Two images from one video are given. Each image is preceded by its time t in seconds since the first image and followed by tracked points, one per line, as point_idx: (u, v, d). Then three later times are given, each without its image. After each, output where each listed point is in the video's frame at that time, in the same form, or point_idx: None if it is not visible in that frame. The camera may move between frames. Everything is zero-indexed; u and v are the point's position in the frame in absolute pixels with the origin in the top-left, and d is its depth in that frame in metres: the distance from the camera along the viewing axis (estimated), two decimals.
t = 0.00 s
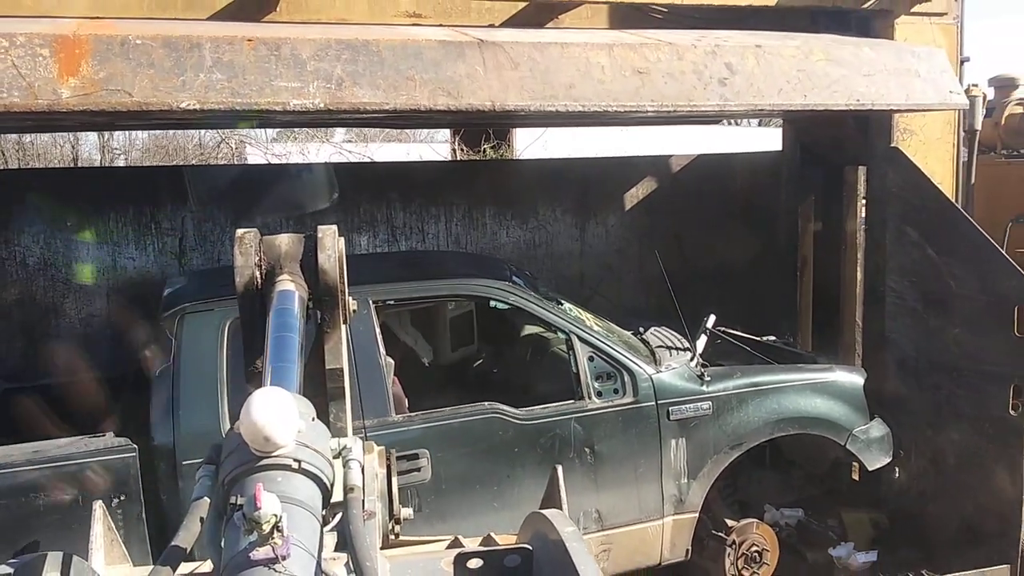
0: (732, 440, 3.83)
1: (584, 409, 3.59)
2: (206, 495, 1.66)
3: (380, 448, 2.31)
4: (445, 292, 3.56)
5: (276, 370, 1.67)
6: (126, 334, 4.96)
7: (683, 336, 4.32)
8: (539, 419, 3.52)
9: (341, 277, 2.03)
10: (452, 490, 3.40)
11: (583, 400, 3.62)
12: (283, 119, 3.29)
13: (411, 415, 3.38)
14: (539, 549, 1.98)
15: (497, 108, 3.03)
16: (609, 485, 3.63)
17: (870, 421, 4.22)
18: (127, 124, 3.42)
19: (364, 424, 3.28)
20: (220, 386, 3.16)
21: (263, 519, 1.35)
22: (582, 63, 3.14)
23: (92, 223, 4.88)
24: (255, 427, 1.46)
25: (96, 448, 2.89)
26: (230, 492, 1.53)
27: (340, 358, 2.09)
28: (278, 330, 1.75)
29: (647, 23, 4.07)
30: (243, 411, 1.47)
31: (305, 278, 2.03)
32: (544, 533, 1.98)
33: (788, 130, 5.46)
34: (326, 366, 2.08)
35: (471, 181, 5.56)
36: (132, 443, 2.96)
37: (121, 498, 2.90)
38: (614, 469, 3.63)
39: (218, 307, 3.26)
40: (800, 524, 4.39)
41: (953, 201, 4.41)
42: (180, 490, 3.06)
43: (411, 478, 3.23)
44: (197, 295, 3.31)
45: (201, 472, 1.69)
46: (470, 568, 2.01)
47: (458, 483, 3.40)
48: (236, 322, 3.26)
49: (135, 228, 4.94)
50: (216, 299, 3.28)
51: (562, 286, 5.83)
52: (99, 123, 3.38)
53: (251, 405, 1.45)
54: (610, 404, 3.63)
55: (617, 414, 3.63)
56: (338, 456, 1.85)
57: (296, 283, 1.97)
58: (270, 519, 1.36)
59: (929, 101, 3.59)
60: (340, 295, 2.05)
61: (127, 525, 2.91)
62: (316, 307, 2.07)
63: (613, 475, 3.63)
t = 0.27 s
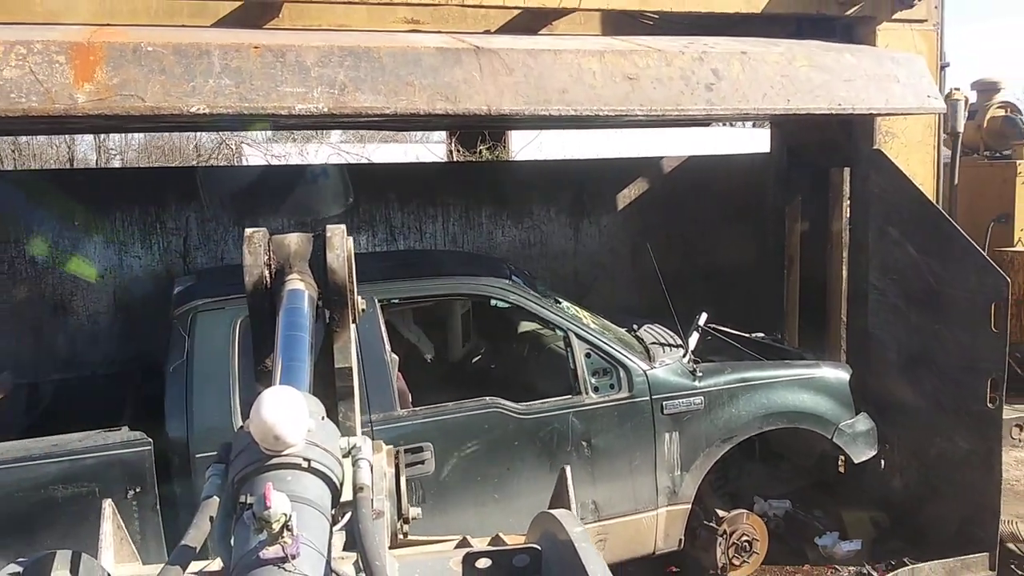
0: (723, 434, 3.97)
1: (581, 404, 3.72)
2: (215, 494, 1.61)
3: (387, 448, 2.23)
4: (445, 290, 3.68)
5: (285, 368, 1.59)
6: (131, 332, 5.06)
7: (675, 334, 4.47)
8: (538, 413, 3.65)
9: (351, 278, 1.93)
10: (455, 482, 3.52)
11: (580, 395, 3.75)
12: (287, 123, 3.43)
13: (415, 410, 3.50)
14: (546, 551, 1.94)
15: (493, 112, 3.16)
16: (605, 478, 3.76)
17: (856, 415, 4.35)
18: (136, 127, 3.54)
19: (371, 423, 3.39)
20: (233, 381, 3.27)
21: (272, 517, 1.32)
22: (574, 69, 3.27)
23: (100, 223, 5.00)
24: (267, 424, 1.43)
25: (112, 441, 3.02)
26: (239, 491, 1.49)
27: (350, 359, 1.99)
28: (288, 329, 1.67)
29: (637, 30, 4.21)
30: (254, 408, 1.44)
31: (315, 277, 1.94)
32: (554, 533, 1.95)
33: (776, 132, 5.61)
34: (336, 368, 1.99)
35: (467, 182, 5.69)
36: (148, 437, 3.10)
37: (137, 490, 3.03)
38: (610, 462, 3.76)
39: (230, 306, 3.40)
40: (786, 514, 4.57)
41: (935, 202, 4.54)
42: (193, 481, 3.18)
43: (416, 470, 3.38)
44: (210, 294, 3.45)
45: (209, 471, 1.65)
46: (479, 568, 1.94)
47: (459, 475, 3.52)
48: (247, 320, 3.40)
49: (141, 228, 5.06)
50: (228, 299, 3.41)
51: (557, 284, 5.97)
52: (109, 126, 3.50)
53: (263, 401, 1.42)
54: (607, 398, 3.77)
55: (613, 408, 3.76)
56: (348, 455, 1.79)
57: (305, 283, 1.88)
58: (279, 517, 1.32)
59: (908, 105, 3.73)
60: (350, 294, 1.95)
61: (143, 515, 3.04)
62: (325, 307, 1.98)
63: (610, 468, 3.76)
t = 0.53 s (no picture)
0: (723, 424, 4.14)
1: (588, 395, 3.89)
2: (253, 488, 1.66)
3: (420, 440, 2.12)
4: (458, 286, 3.86)
5: (323, 364, 1.72)
6: (149, 326, 5.21)
7: (677, 329, 4.64)
8: (547, 404, 3.82)
9: (384, 273, 2.07)
10: (467, 468, 3.68)
11: (587, 387, 3.91)
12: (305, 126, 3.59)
13: (431, 400, 3.67)
14: (582, 548, 2.06)
15: (503, 116, 3.32)
16: (611, 466, 3.93)
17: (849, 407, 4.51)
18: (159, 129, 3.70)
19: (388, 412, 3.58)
20: (258, 371, 3.45)
21: (310, 513, 1.38)
22: (580, 75, 3.44)
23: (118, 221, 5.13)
24: (303, 421, 1.48)
25: (142, 429, 3.23)
26: (276, 487, 1.55)
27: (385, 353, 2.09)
28: (326, 325, 1.81)
29: (639, 36, 4.38)
30: (291, 406, 1.49)
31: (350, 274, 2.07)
32: (591, 530, 2.08)
33: (772, 136, 5.78)
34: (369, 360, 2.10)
35: (472, 182, 5.85)
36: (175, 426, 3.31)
37: (166, 475, 3.24)
38: (615, 451, 3.92)
39: (254, 300, 3.54)
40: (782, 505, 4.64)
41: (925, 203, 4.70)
42: (221, 466, 3.33)
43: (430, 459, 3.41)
44: (233, 289, 3.59)
45: (247, 466, 1.70)
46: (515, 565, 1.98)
47: (472, 462, 3.69)
48: (270, 313, 3.55)
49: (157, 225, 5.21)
50: (250, 292, 3.55)
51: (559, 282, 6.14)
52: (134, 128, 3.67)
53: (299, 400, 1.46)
54: (613, 390, 3.93)
55: (618, 400, 3.92)
56: (384, 452, 1.83)
57: (341, 278, 2.02)
58: (317, 513, 1.39)
59: (898, 111, 3.90)
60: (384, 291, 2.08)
61: (171, 499, 3.25)
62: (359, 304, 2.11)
63: (614, 457, 3.93)
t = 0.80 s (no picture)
0: (725, 418, 4.28)
1: (595, 389, 4.04)
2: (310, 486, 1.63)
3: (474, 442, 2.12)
4: (472, 285, 4.02)
5: (379, 362, 1.68)
6: (174, 320, 5.28)
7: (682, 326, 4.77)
8: (556, 398, 3.97)
9: (444, 275, 2.03)
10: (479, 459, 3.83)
11: (594, 382, 4.07)
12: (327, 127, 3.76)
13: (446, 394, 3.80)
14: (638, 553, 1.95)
15: (517, 118, 3.46)
16: (616, 457, 4.08)
17: (846, 402, 4.66)
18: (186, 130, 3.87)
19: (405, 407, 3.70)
20: (284, 364, 3.60)
21: (366, 510, 1.37)
22: (590, 79, 3.59)
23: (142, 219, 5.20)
24: (361, 418, 1.46)
25: (172, 422, 3.42)
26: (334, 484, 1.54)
27: (443, 353, 2.06)
28: (384, 324, 1.77)
29: (646, 41, 4.54)
30: (349, 403, 1.48)
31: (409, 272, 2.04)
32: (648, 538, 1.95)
33: (774, 138, 5.92)
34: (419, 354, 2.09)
35: (482, 181, 5.97)
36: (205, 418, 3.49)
37: (195, 465, 3.44)
38: (621, 443, 4.08)
39: (279, 298, 3.68)
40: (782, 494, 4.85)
41: (922, 204, 4.84)
42: (245, 457, 3.46)
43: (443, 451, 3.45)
44: (259, 286, 3.72)
45: (304, 462, 1.67)
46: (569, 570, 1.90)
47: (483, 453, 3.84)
48: (295, 310, 3.68)
49: (179, 221, 5.26)
50: (273, 289, 3.69)
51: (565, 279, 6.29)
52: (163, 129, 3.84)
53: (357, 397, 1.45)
54: (618, 384, 4.08)
55: (623, 394, 4.08)
56: (439, 451, 1.77)
57: (400, 278, 1.96)
58: (372, 511, 1.37)
59: (896, 114, 4.05)
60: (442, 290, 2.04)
61: (199, 489, 3.43)
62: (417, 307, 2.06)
63: (620, 449, 4.08)
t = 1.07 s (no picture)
0: (733, 410, 4.48)
1: (610, 382, 4.23)
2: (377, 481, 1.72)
3: (541, 443, 2.16)
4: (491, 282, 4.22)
5: (446, 357, 1.68)
6: (204, 315, 5.37)
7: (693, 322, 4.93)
8: (573, 391, 4.14)
9: (512, 270, 2.05)
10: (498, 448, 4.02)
11: (608, 375, 4.25)
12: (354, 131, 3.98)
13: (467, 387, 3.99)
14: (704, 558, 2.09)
15: (535, 122, 3.67)
16: (630, 447, 4.25)
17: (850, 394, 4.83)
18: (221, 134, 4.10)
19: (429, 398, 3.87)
20: (314, 357, 3.79)
21: (435, 509, 1.44)
22: (603, 84, 3.79)
23: (174, 218, 5.29)
24: (430, 415, 1.52)
25: (212, 413, 3.59)
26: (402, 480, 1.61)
27: (509, 354, 2.14)
28: (452, 322, 1.76)
29: (655, 47, 4.75)
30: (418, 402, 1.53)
31: (476, 269, 2.04)
32: (710, 541, 2.09)
33: (780, 140, 6.11)
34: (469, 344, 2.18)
35: (498, 182, 6.12)
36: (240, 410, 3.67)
37: (232, 454, 3.61)
38: (634, 433, 4.26)
39: (309, 295, 3.88)
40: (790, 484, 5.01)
41: (923, 202, 5.03)
42: (279, 446, 3.66)
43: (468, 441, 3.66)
44: (290, 284, 3.91)
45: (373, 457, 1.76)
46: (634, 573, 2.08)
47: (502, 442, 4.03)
48: (325, 307, 3.88)
49: (209, 220, 5.36)
50: (304, 288, 3.88)
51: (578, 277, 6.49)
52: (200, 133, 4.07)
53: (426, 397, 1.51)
54: (632, 378, 4.27)
55: (637, 387, 4.27)
56: (507, 450, 1.79)
57: (469, 276, 1.97)
58: (440, 510, 1.44)
59: (895, 116, 4.24)
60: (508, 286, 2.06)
61: (236, 476, 3.62)
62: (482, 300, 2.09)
63: (633, 438, 4.26)
